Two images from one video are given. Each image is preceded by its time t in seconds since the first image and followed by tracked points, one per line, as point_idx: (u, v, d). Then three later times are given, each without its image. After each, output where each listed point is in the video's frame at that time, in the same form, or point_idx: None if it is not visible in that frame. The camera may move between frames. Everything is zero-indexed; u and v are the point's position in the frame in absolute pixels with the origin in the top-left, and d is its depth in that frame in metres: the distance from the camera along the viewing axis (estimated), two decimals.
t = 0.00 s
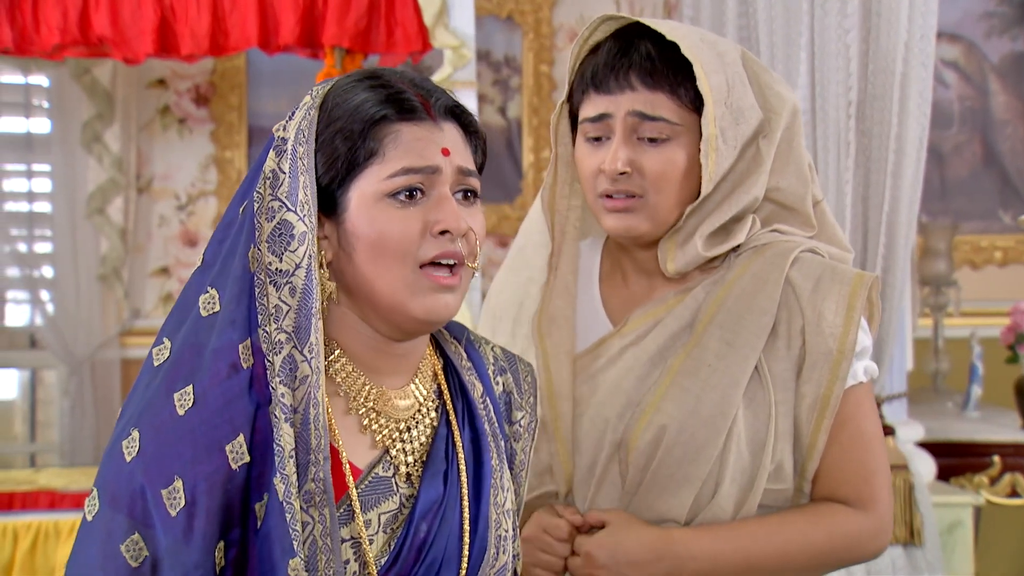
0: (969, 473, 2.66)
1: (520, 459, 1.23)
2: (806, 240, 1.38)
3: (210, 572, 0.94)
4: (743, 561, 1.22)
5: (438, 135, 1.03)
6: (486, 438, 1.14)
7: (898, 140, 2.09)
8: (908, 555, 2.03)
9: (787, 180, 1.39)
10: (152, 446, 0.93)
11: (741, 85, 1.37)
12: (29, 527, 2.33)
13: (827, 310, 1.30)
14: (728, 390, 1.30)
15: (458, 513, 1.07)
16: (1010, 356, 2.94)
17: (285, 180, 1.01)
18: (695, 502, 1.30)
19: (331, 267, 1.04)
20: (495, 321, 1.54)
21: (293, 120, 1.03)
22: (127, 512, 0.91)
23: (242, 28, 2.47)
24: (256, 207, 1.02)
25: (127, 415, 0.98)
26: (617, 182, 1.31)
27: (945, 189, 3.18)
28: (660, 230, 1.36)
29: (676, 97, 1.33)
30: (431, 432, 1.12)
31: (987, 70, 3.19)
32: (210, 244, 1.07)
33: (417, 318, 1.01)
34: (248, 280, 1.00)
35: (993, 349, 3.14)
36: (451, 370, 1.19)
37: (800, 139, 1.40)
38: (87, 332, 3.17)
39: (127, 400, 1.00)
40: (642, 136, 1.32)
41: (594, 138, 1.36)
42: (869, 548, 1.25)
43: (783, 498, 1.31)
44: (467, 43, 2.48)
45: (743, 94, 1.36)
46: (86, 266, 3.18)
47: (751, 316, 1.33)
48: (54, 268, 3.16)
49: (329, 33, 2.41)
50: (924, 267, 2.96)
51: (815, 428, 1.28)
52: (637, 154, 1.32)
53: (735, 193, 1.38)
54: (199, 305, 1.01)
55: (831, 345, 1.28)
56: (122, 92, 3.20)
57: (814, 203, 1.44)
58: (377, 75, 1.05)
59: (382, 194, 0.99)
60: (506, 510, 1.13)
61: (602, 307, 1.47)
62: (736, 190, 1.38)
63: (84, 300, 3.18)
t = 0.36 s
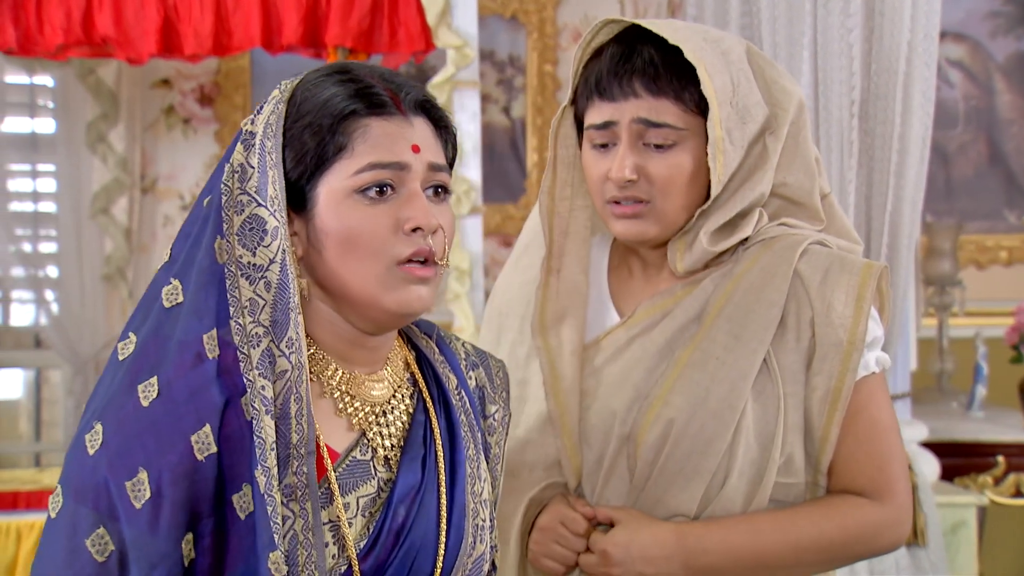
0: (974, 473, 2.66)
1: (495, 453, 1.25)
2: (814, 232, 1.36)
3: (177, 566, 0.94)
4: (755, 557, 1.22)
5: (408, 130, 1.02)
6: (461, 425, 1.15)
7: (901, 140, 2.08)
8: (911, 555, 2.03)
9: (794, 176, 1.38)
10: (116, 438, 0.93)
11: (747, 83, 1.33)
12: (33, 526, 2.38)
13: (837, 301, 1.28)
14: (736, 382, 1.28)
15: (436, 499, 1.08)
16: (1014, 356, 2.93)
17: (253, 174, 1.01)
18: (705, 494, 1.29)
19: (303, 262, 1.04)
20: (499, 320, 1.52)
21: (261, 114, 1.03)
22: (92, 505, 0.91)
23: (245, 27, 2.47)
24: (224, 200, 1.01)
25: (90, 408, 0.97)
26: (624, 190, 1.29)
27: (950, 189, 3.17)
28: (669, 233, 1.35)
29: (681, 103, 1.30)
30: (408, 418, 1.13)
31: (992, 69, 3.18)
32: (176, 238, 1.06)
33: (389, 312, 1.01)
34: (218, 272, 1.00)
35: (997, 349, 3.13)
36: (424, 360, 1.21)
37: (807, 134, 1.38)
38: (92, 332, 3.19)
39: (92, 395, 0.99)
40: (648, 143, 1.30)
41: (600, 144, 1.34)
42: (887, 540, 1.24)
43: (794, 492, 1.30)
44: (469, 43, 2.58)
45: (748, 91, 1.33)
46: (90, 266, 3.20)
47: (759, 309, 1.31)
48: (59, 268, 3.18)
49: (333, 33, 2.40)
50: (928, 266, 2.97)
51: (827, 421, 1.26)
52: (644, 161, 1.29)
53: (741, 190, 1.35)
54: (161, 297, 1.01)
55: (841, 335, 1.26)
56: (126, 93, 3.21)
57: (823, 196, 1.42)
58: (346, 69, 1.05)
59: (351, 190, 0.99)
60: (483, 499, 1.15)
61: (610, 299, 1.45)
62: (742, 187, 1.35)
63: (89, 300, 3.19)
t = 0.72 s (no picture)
0: (982, 473, 2.66)
1: (490, 446, 1.27)
2: (824, 231, 1.37)
3: (160, 559, 0.97)
4: (763, 552, 1.24)
5: (395, 129, 1.04)
6: (453, 418, 1.17)
7: (908, 141, 2.09)
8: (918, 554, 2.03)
9: (804, 176, 1.38)
10: (100, 435, 0.97)
11: (756, 84, 1.34)
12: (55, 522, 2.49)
13: (847, 297, 1.29)
14: (744, 377, 1.30)
15: (428, 491, 1.10)
16: None
17: (241, 173, 1.02)
18: (715, 489, 1.31)
19: (292, 260, 1.05)
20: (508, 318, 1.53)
21: (248, 112, 1.04)
22: (78, 501, 0.96)
23: (256, 28, 2.50)
24: (212, 198, 1.03)
25: (79, 406, 1.01)
26: (637, 199, 1.30)
27: (960, 189, 3.16)
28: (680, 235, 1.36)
29: (691, 110, 1.30)
30: (400, 411, 1.15)
31: (1002, 69, 3.17)
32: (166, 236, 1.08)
33: (380, 308, 1.03)
34: (205, 270, 1.02)
35: (1007, 349, 3.11)
36: (416, 355, 1.22)
37: (816, 134, 1.38)
38: (106, 331, 3.24)
39: (83, 393, 1.03)
40: (659, 150, 1.30)
41: (611, 152, 1.33)
42: (896, 537, 1.25)
43: (804, 489, 1.30)
44: (479, 44, 2.53)
45: (758, 93, 1.34)
46: (104, 266, 3.25)
47: (769, 305, 1.32)
48: (73, 268, 3.22)
49: (343, 34, 2.42)
50: (938, 266, 2.97)
51: (837, 417, 1.27)
52: (655, 168, 1.30)
53: (751, 190, 1.36)
54: (145, 294, 1.03)
55: (851, 331, 1.27)
56: (140, 95, 3.26)
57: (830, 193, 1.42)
58: (334, 67, 1.06)
59: (338, 189, 1.01)
60: (478, 491, 1.17)
61: (621, 295, 1.46)
62: (752, 187, 1.37)
63: (103, 301, 3.24)
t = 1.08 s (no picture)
0: (993, 474, 2.64)
1: (499, 447, 1.26)
2: (825, 231, 1.36)
3: (164, 561, 0.98)
4: (760, 553, 1.22)
5: (406, 135, 1.04)
6: (461, 421, 1.17)
7: (916, 141, 2.08)
8: (927, 555, 2.02)
9: (804, 177, 1.37)
10: (109, 436, 0.98)
11: (758, 87, 1.34)
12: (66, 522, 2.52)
13: (847, 297, 1.28)
14: (743, 377, 1.29)
15: (435, 494, 1.10)
16: None
17: (252, 177, 1.03)
18: (714, 489, 1.30)
19: (301, 264, 1.06)
20: (509, 319, 1.54)
21: (260, 116, 1.04)
22: (87, 501, 0.97)
23: (264, 28, 2.51)
24: (222, 202, 1.03)
25: (91, 407, 1.03)
26: (643, 203, 1.30)
27: (971, 189, 3.15)
28: (683, 238, 1.36)
29: (697, 114, 1.30)
30: (407, 415, 1.15)
31: (1014, 68, 3.15)
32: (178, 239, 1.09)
33: (387, 314, 1.03)
34: (213, 275, 1.03)
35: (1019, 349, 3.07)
36: (425, 356, 1.23)
37: (816, 134, 1.38)
38: (117, 332, 3.29)
39: (95, 393, 1.05)
40: (665, 154, 1.30)
41: (616, 155, 1.33)
42: (893, 539, 1.23)
43: (803, 489, 1.30)
44: (487, 43, 2.52)
45: (760, 96, 1.33)
46: (115, 266, 3.28)
47: (770, 306, 1.32)
48: (84, 268, 3.26)
49: (351, 35, 2.43)
50: (948, 266, 2.96)
51: (836, 417, 1.26)
52: (661, 172, 1.29)
53: (752, 191, 1.36)
54: (155, 297, 1.04)
55: (850, 332, 1.26)
56: (150, 96, 3.29)
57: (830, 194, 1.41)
58: (345, 72, 1.06)
59: (348, 196, 1.01)
60: (484, 493, 1.17)
61: (621, 295, 1.47)
62: (754, 188, 1.36)
63: (114, 301, 3.28)
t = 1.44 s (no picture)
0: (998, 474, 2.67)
1: (512, 448, 1.25)
2: (813, 233, 1.33)
3: (173, 563, 0.98)
4: (749, 553, 1.18)
5: (425, 148, 1.01)
6: (471, 426, 1.17)
7: (920, 141, 2.07)
8: (932, 555, 2.01)
9: (791, 177, 1.34)
10: (124, 437, 0.99)
11: (743, 87, 1.30)
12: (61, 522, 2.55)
13: (835, 300, 1.24)
14: (732, 383, 1.26)
15: (443, 498, 1.10)
16: None
17: (271, 184, 1.02)
18: (704, 494, 1.27)
19: (319, 274, 1.04)
20: (497, 322, 1.52)
21: (281, 123, 1.03)
22: (104, 499, 0.99)
23: (268, 29, 2.52)
24: (240, 209, 1.03)
25: (108, 407, 1.04)
26: (626, 203, 1.25)
27: (978, 189, 3.14)
28: (670, 239, 1.32)
29: (680, 113, 1.26)
30: (416, 421, 1.15)
31: (1021, 67, 3.14)
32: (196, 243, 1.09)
33: (401, 327, 1.01)
34: (228, 282, 1.02)
35: None
36: (438, 361, 1.23)
37: (803, 136, 1.35)
38: (122, 332, 3.46)
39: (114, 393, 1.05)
40: (648, 154, 1.26)
41: (598, 155, 1.29)
42: (882, 541, 1.18)
43: (792, 491, 1.26)
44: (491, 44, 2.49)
45: (744, 95, 1.30)
46: (120, 266, 3.47)
47: (758, 310, 1.28)
48: (89, 268, 3.43)
49: (355, 35, 2.46)
50: (955, 266, 2.95)
51: (825, 419, 1.22)
52: (644, 172, 1.25)
53: (739, 193, 1.32)
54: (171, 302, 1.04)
55: (838, 335, 1.22)
56: (156, 95, 3.50)
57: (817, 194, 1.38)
58: (366, 80, 1.04)
59: (366, 208, 0.98)
60: (495, 496, 1.16)
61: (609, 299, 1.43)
62: (740, 190, 1.32)
63: (119, 300, 3.46)
